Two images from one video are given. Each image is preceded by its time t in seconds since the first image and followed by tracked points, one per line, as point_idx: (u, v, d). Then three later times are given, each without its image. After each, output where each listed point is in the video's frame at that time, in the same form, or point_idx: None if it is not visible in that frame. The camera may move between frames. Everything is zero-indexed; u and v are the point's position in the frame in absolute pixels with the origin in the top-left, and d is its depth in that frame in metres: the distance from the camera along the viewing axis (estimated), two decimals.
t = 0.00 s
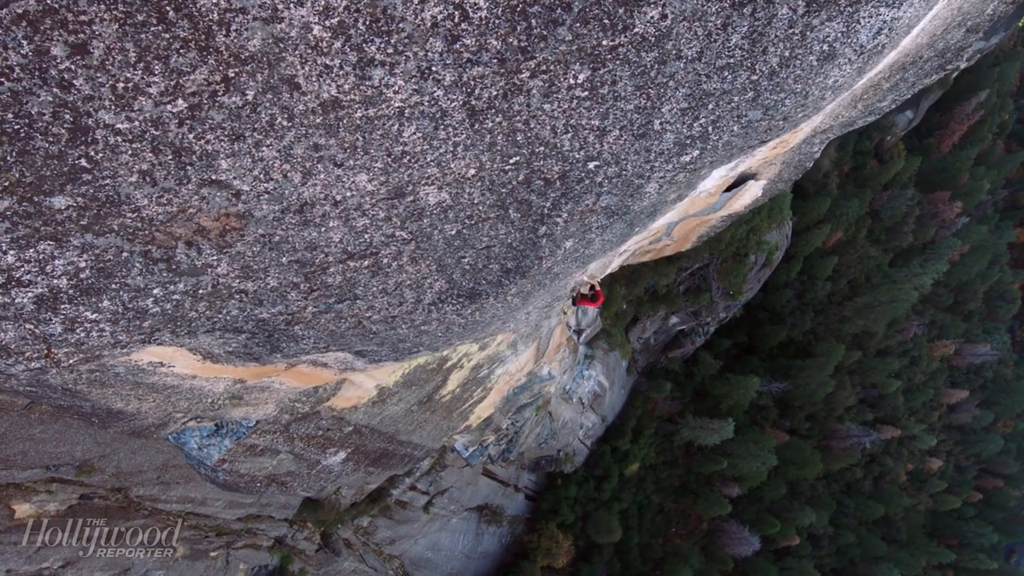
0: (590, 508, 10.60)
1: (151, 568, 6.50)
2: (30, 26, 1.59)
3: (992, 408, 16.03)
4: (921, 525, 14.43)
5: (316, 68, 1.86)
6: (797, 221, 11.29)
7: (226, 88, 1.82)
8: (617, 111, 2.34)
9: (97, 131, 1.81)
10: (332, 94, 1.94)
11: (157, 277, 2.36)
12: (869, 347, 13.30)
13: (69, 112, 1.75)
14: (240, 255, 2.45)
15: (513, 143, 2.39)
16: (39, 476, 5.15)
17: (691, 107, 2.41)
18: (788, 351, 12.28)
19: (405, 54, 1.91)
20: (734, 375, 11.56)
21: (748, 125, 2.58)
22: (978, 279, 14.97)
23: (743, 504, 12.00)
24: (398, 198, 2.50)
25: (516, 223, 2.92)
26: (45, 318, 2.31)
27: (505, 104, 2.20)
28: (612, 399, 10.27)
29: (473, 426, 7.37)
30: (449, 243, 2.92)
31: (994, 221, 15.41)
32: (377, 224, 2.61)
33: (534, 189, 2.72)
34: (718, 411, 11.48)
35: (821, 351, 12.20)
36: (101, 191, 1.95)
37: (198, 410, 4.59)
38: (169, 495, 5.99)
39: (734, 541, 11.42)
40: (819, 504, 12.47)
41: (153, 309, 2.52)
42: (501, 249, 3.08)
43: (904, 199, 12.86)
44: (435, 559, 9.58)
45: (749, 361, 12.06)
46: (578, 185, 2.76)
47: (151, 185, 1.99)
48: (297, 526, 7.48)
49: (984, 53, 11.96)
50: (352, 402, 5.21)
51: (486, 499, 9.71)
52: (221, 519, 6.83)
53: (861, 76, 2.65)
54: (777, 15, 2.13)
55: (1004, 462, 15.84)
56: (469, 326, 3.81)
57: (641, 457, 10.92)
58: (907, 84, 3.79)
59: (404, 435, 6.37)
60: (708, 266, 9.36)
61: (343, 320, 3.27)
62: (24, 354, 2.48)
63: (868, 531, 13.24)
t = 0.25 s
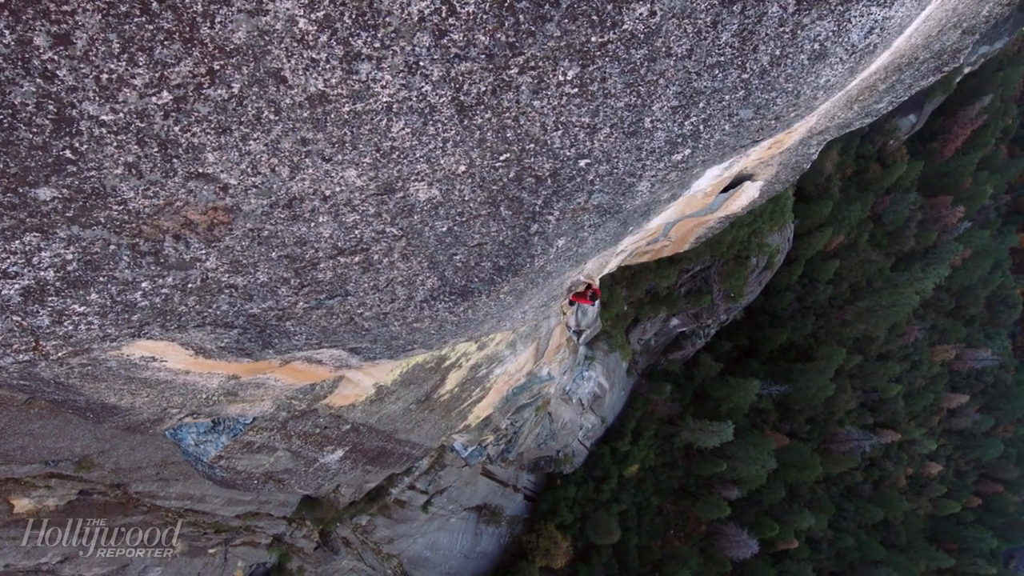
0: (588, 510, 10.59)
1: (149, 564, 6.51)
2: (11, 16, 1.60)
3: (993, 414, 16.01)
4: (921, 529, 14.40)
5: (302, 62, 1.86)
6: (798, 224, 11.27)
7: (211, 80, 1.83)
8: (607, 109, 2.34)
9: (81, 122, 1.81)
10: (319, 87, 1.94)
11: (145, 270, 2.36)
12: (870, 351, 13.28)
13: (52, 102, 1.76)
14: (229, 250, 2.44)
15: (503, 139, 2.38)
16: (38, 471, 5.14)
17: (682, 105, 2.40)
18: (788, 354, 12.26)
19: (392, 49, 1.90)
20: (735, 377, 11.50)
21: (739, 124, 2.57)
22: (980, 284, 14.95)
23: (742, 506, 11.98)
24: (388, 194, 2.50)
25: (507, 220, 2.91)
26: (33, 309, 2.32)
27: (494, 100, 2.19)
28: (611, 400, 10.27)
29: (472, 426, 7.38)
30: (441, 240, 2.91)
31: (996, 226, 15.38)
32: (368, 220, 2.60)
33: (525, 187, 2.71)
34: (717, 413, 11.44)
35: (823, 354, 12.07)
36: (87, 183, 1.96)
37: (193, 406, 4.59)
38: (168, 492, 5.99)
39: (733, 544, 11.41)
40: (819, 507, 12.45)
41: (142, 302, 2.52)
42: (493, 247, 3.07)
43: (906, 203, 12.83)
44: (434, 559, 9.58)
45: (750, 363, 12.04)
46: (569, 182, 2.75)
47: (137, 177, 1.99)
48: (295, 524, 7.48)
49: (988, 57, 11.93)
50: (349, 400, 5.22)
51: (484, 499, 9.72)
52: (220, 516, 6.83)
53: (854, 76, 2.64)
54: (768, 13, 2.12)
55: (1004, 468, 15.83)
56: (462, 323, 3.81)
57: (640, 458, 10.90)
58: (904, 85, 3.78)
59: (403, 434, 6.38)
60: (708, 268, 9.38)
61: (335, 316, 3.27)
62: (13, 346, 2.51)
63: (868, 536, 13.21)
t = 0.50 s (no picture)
0: (587, 511, 10.57)
1: (147, 558, 6.53)
2: None
3: (994, 419, 15.98)
4: (920, 534, 14.37)
5: (288, 55, 1.86)
6: (800, 227, 11.25)
7: (197, 73, 1.83)
8: (598, 106, 2.33)
9: (66, 113, 1.81)
10: (305, 81, 1.94)
11: (134, 264, 2.36)
12: (872, 354, 13.25)
13: (36, 93, 1.76)
14: (218, 244, 2.44)
15: (492, 136, 2.37)
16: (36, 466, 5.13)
17: (673, 103, 2.39)
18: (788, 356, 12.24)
19: (378, 43, 1.90)
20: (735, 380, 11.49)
21: (731, 123, 2.57)
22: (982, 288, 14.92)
23: (742, 509, 11.96)
24: (378, 189, 2.49)
25: (499, 217, 2.91)
26: (22, 302, 2.32)
27: (482, 96, 2.18)
28: (611, 401, 10.26)
29: (471, 426, 7.37)
30: (432, 237, 2.90)
31: (999, 231, 15.35)
32: (358, 216, 2.60)
33: (516, 184, 2.70)
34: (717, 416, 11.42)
35: (824, 357, 12.05)
36: (72, 175, 1.96)
37: (188, 402, 4.57)
38: (167, 488, 6.04)
39: (732, 547, 11.39)
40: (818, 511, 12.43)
41: (131, 296, 2.52)
42: (485, 244, 3.07)
43: (908, 207, 12.81)
44: (432, 558, 9.58)
45: (750, 366, 12.02)
46: (560, 180, 2.74)
47: (123, 169, 2.00)
48: (294, 521, 7.50)
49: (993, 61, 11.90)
50: (347, 398, 5.23)
51: (483, 499, 9.73)
52: (218, 513, 6.84)
53: (847, 76, 2.63)
54: (758, 11, 2.11)
55: (1005, 473, 15.80)
56: (455, 321, 3.81)
57: (639, 460, 10.89)
58: (901, 86, 3.77)
59: (400, 432, 6.39)
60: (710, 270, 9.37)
61: (327, 312, 3.26)
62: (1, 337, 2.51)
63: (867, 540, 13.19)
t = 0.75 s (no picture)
0: (587, 512, 10.56)
1: (145, 557, 6.56)
2: None
3: (994, 424, 15.95)
4: (920, 539, 14.34)
5: (275, 49, 1.87)
6: (803, 230, 11.22)
7: (182, 65, 1.84)
8: (588, 104, 2.32)
9: (51, 105, 1.82)
10: (292, 75, 1.95)
11: (123, 257, 2.36)
12: (873, 358, 13.22)
13: (20, 84, 1.76)
14: (207, 239, 2.44)
15: (482, 132, 2.36)
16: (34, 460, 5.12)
17: (664, 101, 2.39)
18: (789, 359, 12.23)
19: (366, 38, 1.91)
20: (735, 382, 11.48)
21: (723, 121, 2.56)
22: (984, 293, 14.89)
23: (741, 512, 11.94)
24: (368, 185, 2.48)
25: (491, 215, 2.89)
26: (11, 295, 2.32)
27: (472, 92, 2.18)
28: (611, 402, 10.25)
29: (470, 426, 7.37)
30: (423, 234, 2.89)
31: (1002, 236, 15.31)
32: (349, 212, 2.59)
33: (507, 181, 2.69)
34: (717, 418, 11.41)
35: (825, 361, 12.03)
36: (59, 167, 1.96)
37: (184, 398, 4.55)
38: (166, 485, 6.10)
39: (731, 549, 11.37)
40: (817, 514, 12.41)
41: (120, 290, 2.52)
42: (477, 242, 3.06)
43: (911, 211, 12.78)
44: (431, 558, 9.57)
45: (751, 369, 11.98)
46: (552, 177, 2.73)
47: (110, 162, 2.00)
48: (293, 519, 7.51)
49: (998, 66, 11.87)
50: (345, 396, 5.23)
51: (482, 499, 9.73)
52: (217, 510, 6.83)
53: (841, 76, 2.62)
54: (749, 8, 2.10)
55: (1005, 479, 15.76)
56: (448, 319, 3.80)
57: (639, 462, 10.86)
58: (899, 88, 3.76)
59: (399, 431, 6.39)
60: (711, 273, 9.35)
61: (318, 308, 3.26)
62: None
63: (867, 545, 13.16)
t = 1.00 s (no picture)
0: (586, 513, 10.54)
1: (144, 552, 6.59)
2: None
3: (996, 430, 15.91)
4: (920, 544, 14.30)
5: (261, 42, 1.88)
6: (805, 233, 11.19)
7: (168, 58, 1.86)
8: (579, 101, 2.31)
9: (36, 96, 1.84)
10: (279, 69, 1.95)
11: (112, 251, 2.36)
12: (874, 362, 13.19)
13: (6, 75, 1.78)
14: (196, 233, 2.44)
15: (473, 129, 2.35)
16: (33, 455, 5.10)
17: (656, 99, 2.37)
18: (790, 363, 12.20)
19: (353, 32, 1.91)
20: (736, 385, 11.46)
21: (715, 121, 2.55)
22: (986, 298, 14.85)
23: (740, 515, 11.91)
24: (358, 181, 2.45)
25: (482, 213, 2.87)
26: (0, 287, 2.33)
27: (461, 88, 2.18)
28: (611, 403, 10.23)
29: (469, 425, 7.38)
30: (415, 231, 2.87)
31: (1005, 241, 15.26)
32: (339, 208, 2.57)
33: (499, 179, 2.67)
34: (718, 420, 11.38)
35: (827, 364, 12.00)
36: (45, 158, 1.98)
37: (180, 394, 4.51)
38: (166, 481, 6.11)
39: (730, 552, 11.34)
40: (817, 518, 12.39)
41: (109, 283, 2.52)
42: (469, 239, 3.03)
43: (914, 215, 12.75)
44: (430, 558, 9.56)
45: (752, 372, 11.96)
46: (544, 175, 2.70)
47: (96, 154, 2.01)
48: (291, 517, 7.52)
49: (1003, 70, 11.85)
50: (343, 394, 5.23)
51: (481, 499, 9.74)
52: (215, 508, 6.82)
53: (835, 76, 2.61)
54: (740, 6, 2.09)
55: (1006, 484, 15.71)
56: (441, 316, 3.79)
57: (638, 464, 10.83)
58: (896, 90, 3.75)
59: (397, 430, 6.39)
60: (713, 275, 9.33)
61: (310, 304, 3.24)
62: None
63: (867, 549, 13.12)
